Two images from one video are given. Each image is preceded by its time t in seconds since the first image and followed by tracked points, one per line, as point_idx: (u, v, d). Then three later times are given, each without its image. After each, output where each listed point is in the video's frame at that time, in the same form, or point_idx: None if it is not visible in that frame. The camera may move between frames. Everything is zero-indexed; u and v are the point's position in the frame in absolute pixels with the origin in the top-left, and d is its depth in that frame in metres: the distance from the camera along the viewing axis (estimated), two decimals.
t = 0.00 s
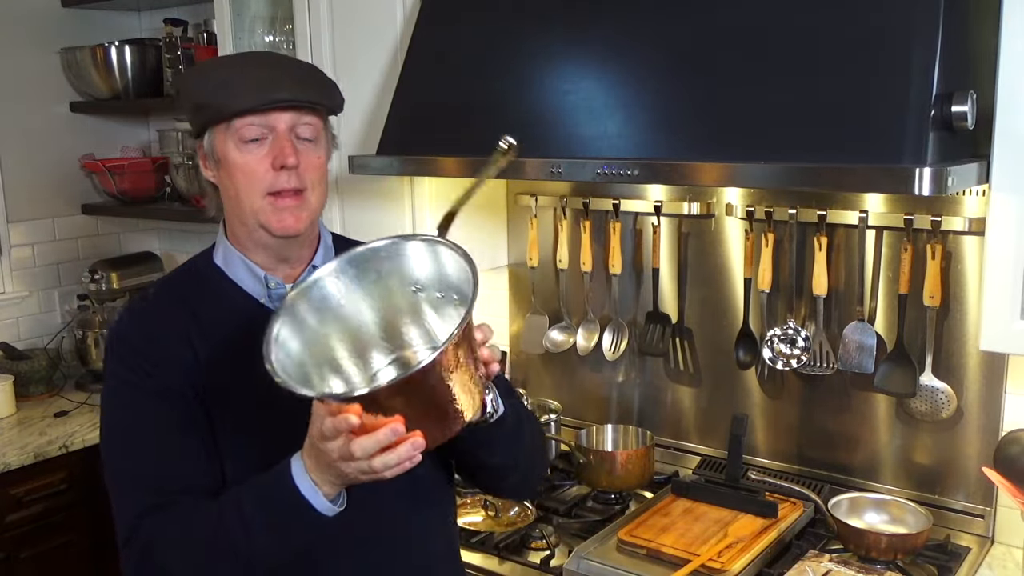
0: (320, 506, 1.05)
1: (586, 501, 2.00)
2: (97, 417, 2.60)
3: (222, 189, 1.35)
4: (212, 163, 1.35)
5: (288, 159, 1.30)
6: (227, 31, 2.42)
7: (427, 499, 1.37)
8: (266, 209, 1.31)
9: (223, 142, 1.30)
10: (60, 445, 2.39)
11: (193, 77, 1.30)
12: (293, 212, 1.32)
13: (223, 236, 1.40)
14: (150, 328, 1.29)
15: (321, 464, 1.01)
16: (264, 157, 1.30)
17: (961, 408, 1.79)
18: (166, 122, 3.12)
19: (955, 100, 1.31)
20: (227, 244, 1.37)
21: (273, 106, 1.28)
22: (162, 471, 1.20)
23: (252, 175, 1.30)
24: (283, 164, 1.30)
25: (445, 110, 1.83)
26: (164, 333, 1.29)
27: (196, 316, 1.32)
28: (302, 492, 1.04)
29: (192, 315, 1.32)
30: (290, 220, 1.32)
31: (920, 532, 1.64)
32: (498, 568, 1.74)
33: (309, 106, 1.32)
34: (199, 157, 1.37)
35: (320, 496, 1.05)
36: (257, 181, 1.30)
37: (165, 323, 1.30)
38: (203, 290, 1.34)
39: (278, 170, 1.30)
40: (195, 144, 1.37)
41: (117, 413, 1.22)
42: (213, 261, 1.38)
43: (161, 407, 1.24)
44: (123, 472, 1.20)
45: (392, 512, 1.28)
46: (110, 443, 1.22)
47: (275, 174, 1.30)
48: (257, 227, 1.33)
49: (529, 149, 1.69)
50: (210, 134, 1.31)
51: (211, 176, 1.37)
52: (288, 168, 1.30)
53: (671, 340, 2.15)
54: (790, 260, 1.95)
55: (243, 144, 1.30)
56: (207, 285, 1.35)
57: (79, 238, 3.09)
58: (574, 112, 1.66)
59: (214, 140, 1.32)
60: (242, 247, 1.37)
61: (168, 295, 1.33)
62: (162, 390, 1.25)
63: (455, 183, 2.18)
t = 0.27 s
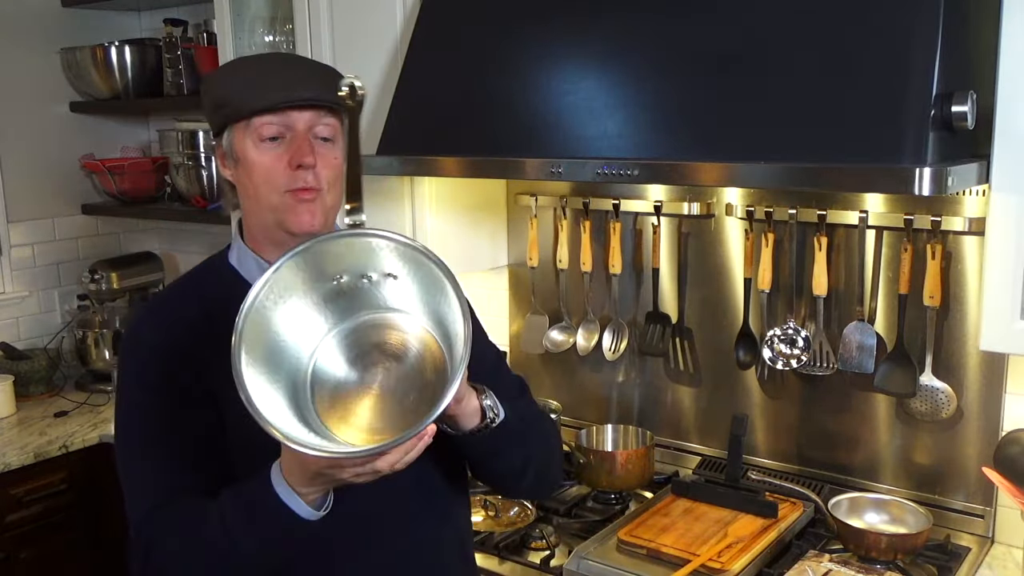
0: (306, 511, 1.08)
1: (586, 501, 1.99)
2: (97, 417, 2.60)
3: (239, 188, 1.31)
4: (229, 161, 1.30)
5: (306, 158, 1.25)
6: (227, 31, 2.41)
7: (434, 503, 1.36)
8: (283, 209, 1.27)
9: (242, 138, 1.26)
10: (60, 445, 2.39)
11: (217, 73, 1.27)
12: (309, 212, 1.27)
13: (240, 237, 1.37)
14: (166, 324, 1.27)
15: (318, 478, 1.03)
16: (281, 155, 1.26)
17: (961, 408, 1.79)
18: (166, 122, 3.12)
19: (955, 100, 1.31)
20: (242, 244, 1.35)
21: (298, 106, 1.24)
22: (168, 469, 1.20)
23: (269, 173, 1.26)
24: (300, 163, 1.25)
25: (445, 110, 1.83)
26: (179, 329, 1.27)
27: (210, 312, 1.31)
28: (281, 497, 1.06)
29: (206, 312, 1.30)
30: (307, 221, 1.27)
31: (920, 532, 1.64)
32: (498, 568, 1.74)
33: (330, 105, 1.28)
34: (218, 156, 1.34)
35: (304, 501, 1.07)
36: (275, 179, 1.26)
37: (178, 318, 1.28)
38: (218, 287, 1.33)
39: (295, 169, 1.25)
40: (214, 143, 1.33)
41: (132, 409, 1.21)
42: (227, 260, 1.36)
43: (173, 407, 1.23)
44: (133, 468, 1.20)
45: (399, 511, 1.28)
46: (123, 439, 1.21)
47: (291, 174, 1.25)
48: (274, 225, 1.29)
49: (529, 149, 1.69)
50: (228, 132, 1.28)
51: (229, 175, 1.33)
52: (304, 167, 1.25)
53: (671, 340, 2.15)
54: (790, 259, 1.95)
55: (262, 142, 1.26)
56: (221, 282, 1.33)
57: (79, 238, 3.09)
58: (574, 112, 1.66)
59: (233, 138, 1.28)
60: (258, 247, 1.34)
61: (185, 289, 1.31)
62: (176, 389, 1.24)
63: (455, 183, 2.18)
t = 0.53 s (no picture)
0: (311, 504, 1.08)
1: (586, 501, 1.99)
2: (97, 417, 2.60)
3: (260, 188, 1.33)
4: (251, 160, 1.34)
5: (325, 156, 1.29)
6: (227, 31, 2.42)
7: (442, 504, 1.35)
8: (303, 205, 1.29)
9: (263, 137, 1.30)
10: (60, 445, 2.39)
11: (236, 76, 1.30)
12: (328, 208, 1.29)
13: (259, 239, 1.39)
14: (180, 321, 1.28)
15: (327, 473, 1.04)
16: (301, 153, 1.29)
17: (961, 408, 1.79)
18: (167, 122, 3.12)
19: (955, 100, 1.31)
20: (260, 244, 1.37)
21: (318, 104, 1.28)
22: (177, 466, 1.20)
23: (289, 171, 1.29)
24: (320, 161, 1.29)
25: (445, 110, 1.83)
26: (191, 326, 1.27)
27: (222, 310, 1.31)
28: (288, 488, 1.07)
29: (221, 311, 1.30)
30: (325, 218, 1.29)
31: (921, 532, 1.65)
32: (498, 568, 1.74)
33: (350, 105, 1.33)
34: (241, 156, 1.37)
35: (309, 494, 1.07)
36: (295, 177, 1.29)
37: (193, 316, 1.29)
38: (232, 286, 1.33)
39: (315, 167, 1.29)
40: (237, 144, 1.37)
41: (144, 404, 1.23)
42: (246, 260, 1.37)
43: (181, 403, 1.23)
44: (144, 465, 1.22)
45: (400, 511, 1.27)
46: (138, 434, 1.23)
47: (312, 171, 1.28)
48: (293, 223, 1.31)
49: (529, 150, 1.69)
50: (251, 132, 1.31)
51: (251, 175, 1.36)
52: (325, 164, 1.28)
53: (670, 340, 2.15)
54: (790, 259, 1.95)
55: (282, 141, 1.29)
56: (236, 281, 1.34)
57: (78, 239, 3.09)
58: (574, 112, 1.66)
59: (255, 137, 1.31)
60: (276, 246, 1.36)
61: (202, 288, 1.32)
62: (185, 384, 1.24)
63: (455, 183, 2.18)
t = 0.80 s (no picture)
0: (308, 493, 1.09)
1: (586, 501, 1.99)
2: (97, 416, 2.60)
3: (285, 180, 1.34)
4: (276, 153, 1.34)
5: (353, 154, 1.29)
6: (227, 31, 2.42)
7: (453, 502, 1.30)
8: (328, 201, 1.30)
9: (292, 131, 1.30)
10: (60, 445, 2.39)
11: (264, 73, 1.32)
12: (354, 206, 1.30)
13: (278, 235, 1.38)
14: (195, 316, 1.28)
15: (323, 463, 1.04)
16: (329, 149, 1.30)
17: (961, 408, 1.79)
18: (167, 122, 3.12)
19: (955, 100, 1.30)
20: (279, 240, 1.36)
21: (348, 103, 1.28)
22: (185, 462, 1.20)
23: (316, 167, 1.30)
24: (348, 160, 1.29)
25: (445, 110, 1.83)
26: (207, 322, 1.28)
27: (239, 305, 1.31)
28: (285, 480, 1.07)
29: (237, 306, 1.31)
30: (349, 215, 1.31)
31: (921, 532, 1.64)
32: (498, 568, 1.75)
33: (379, 104, 1.33)
34: (265, 147, 1.37)
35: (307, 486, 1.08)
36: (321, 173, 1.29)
37: (209, 314, 1.29)
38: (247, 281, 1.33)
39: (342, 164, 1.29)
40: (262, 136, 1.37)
41: (159, 398, 1.23)
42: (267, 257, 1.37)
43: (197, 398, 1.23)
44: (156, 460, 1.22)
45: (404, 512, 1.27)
46: (152, 429, 1.23)
47: (340, 167, 1.29)
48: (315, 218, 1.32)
49: (529, 149, 1.69)
50: (279, 125, 1.31)
51: (274, 167, 1.37)
52: (353, 162, 1.29)
53: (671, 340, 2.15)
54: (790, 260, 1.95)
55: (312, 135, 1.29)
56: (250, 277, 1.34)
57: (79, 238, 3.09)
58: (574, 112, 1.66)
59: (282, 130, 1.31)
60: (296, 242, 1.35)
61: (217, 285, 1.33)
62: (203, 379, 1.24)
63: (456, 183, 2.18)
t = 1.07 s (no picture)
0: (308, 488, 1.05)
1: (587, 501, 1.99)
2: (97, 416, 2.60)
3: (302, 181, 1.34)
4: (294, 154, 1.34)
5: (373, 155, 1.29)
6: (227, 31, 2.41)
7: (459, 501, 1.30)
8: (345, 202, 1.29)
9: (311, 132, 1.30)
10: (60, 445, 2.39)
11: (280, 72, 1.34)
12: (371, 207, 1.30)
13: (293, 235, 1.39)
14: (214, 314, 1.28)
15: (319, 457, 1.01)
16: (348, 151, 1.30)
17: (961, 408, 1.79)
18: (167, 122, 3.12)
19: (955, 100, 1.30)
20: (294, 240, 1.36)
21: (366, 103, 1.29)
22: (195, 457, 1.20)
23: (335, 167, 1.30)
24: (367, 160, 1.29)
25: (445, 110, 1.83)
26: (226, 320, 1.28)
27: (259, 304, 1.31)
28: (284, 473, 1.04)
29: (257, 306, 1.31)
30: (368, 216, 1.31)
31: (921, 532, 1.64)
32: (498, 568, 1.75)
33: (398, 105, 1.34)
34: (283, 149, 1.38)
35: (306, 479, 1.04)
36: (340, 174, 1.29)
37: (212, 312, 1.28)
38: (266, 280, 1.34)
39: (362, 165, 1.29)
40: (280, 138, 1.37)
41: (176, 391, 1.22)
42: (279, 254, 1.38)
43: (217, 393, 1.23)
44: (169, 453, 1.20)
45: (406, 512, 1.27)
46: (165, 422, 1.22)
47: (358, 169, 1.29)
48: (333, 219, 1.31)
49: (529, 149, 1.69)
50: (297, 126, 1.31)
51: (292, 169, 1.37)
52: (371, 164, 1.29)
53: (671, 340, 2.15)
54: (790, 260, 1.95)
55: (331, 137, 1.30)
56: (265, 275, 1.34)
57: (79, 239, 3.09)
58: (574, 112, 1.66)
59: (301, 131, 1.31)
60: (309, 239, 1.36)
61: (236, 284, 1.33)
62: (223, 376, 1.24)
63: (456, 183, 2.18)
